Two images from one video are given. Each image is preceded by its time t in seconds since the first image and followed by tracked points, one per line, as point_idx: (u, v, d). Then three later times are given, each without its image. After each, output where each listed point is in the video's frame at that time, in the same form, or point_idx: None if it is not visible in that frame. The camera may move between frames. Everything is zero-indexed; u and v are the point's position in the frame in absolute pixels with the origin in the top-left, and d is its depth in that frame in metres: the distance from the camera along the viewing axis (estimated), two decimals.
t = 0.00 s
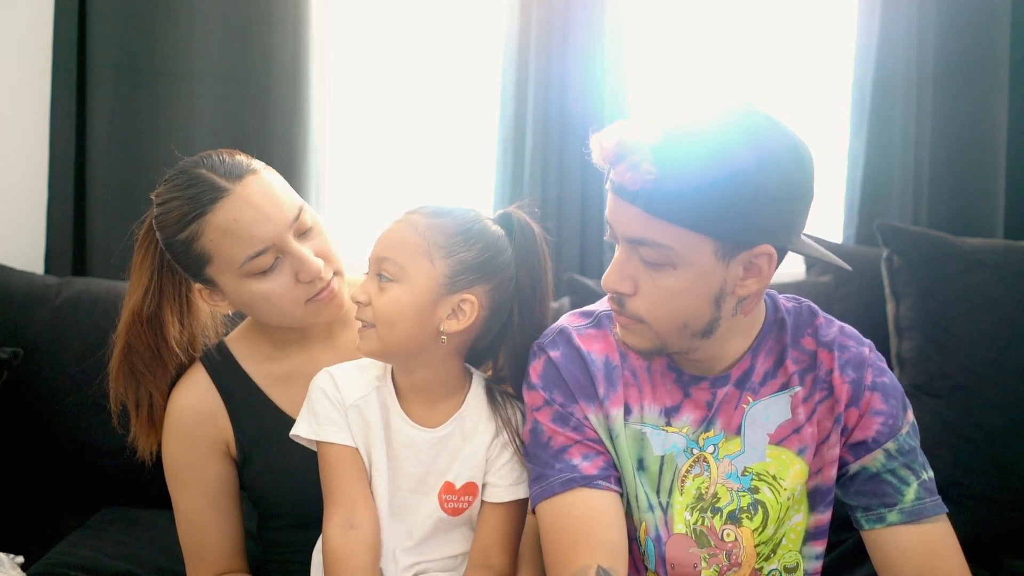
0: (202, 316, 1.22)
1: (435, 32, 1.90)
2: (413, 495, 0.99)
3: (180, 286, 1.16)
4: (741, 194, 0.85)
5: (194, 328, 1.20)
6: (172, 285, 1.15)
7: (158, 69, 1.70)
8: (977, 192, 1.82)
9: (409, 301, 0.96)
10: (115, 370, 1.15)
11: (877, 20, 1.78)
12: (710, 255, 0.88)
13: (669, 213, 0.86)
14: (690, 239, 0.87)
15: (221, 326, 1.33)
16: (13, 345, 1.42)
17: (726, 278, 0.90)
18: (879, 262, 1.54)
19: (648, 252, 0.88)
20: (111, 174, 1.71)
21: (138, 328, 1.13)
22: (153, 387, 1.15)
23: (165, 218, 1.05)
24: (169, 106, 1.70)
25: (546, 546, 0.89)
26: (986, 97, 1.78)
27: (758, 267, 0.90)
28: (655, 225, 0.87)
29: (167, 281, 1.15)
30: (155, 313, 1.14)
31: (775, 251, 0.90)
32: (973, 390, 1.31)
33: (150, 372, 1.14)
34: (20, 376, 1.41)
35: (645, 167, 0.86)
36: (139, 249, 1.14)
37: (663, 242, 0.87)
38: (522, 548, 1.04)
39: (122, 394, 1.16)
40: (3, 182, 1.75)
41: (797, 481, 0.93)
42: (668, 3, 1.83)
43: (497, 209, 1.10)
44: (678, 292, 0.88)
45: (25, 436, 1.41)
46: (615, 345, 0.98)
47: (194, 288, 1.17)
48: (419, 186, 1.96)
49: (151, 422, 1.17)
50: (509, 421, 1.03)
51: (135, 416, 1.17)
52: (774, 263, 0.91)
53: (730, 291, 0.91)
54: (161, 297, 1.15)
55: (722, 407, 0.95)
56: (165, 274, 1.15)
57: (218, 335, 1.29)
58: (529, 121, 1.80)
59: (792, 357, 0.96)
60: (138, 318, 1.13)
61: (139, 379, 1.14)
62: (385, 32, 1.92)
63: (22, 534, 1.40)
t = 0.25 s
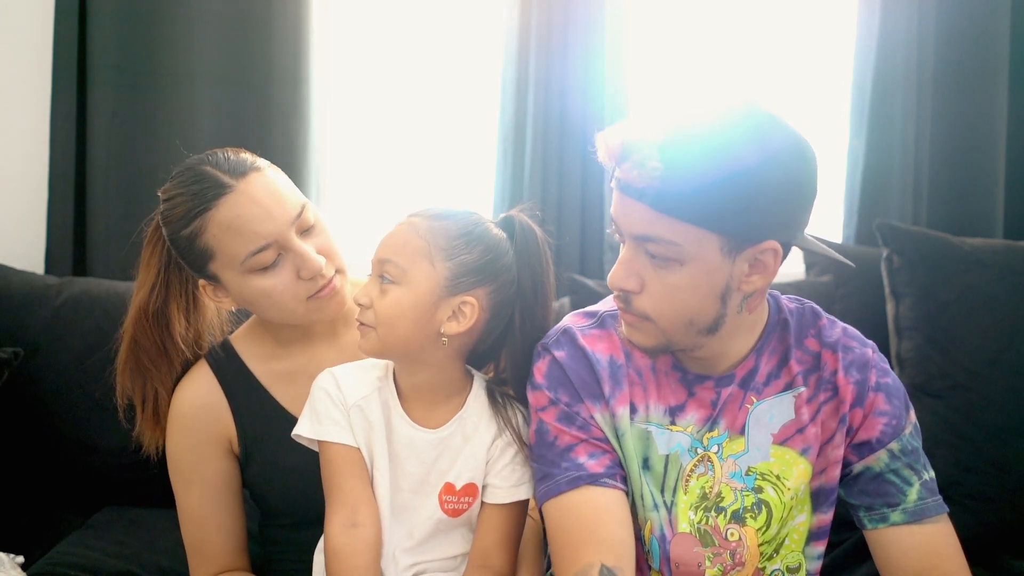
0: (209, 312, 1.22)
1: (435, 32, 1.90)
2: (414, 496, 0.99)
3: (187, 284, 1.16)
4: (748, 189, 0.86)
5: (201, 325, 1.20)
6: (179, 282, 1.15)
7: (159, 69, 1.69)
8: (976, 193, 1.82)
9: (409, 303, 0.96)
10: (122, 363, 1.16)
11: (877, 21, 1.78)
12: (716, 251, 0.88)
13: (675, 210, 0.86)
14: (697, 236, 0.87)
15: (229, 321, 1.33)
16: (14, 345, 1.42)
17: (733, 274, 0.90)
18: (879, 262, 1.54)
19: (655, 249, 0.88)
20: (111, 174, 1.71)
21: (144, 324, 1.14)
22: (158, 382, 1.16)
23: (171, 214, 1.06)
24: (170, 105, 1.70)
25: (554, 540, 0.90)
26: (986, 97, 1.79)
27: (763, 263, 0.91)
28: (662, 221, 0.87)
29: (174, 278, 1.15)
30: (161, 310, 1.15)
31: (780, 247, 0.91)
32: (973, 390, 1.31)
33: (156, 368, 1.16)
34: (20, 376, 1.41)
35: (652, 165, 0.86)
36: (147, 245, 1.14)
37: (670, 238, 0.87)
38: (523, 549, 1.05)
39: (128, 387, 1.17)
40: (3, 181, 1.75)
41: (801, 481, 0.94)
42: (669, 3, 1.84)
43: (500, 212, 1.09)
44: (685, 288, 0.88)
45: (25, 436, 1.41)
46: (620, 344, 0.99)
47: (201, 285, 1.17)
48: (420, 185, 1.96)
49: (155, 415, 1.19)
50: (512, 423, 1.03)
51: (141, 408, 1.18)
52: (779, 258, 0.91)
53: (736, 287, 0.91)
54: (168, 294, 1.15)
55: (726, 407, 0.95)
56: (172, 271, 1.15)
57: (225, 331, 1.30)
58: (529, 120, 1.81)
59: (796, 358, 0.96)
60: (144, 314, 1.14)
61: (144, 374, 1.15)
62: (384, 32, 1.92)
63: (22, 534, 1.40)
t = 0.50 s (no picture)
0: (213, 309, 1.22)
1: (435, 31, 1.90)
2: (416, 497, 0.99)
3: (190, 280, 1.17)
4: (760, 184, 0.87)
5: (205, 322, 1.21)
6: (182, 278, 1.16)
7: (159, 68, 1.69)
8: (975, 193, 1.83)
9: (410, 302, 0.96)
10: (127, 359, 1.17)
11: (877, 21, 1.78)
12: (729, 247, 0.89)
13: (689, 205, 0.87)
14: (710, 230, 0.87)
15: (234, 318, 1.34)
16: (14, 345, 1.42)
17: (743, 271, 0.91)
18: (879, 262, 1.54)
19: (667, 244, 0.88)
20: (111, 173, 1.70)
21: (147, 320, 1.15)
22: (162, 378, 1.17)
23: (173, 208, 1.06)
24: (170, 105, 1.70)
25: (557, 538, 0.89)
26: (985, 98, 1.79)
27: (774, 259, 0.91)
28: (676, 216, 0.87)
29: (177, 275, 1.16)
30: (164, 306, 1.16)
31: (790, 244, 0.91)
32: (973, 390, 1.32)
33: (159, 364, 1.17)
34: (20, 376, 1.40)
35: (667, 159, 0.87)
36: (151, 242, 1.15)
37: (684, 233, 0.87)
38: (523, 550, 1.04)
39: (133, 382, 1.18)
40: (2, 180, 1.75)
41: (805, 480, 0.94)
42: (669, 3, 1.84)
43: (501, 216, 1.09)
44: (697, 282, 0.89)
45: (25, 436, 1.41)
46: (626, 345, 0.99)
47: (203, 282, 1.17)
48: (419, 185, 1.96)
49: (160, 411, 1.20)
50: (515, 424, 1.03)
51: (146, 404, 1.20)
52: (790, 254, 0.92)
53: (746, 284, 0.91)
54: (172, 291, 1.16)
55: (731, 407, 0.95)
56: (176, 268, 1.15)
57: (230, 328, 1.30)
58: (530, 120, 1.81)
59: (800, 358, 0.96)
60: (147, 310, 1.15)
61: (148, 370, 1.16)
62: (385, 31, 1.91)
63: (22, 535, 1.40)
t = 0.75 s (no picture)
0: (213, 309, 1.22)
1: (435, 32, 1.90)
2: (416, 498, 0.99)
3: (190, 280, 1.17)
4: (759, 185, 0.87)
5: (205, 321, 1.21)
6: (182, 278, 1.16)
7: (159, 69, 1.70)
8: (976, 192, 1.82)
9: (410, 304, 0.96)
10: (126, 358, 1.18)
11: (877, 22, 1.78)
12: (727, 249, 0.89)
13: (688, 206, 0.87)
14: (708, 232, 0.88)
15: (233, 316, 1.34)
16: (15, 345, 1.42)
17: (742, 272, 0.91)
18: (879, 262, 1.54)
19: (666, 245, 0.88)
20: (111, 174, 1.71)
21: (147, 319, 1.15)
22: (162, 377, 1.17)
23: (174, 207, 1.06)
24: (170, 106, 1.70)
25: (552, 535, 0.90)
26: (985, 97, 1.79)
27: (773, 261, 0.92)
28: (674, 217, 0.87)
29: (177, 274, 1.16)
30: (164, 305, 1.16)
31: (789, 245, 0.92)
32: (973, 390, 1.32)
33: (160, 363, 1.17)
34: (21, 376, 1.41)
35: (667, 160, 0.87)
36: (151, 242, 1.15)
37: (682, 234, 0.87)
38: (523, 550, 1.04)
39: (133, 382, 1.19)
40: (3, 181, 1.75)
41: (801, 480, 0.94)
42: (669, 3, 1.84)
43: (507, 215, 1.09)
44: (695, 284, 0.89)
45: (26, 436, 1.41)
46: (623, 343, 0.99)
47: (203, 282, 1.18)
48: (420, 185, 1.96)
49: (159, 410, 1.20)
50: (514, 425, 1.03)
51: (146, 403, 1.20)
52: (789, 257, 0.92)
53: (745, 285, 0.92)
54: (172, 291, 1.16)
55: (728, 406, 0.95)
56: (176, 268, 1.16)
57: (230, 328, 1.30)
58: (530, 120, 1.81)
59: (797, 358, 0.96)
60: (147, 310, 1.15)
61: (148, 369, 1.17)
62: (385, 31, 1.92)
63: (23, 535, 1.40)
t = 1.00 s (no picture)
0: (213, 308, 1.23)
1: (435, 31, 1.90)
2: (416, 499, 0.99)
3: (189, 279, 1.17)
4: (757, 185, 0.87)
5: (204, 320, 1.21)
6: (181, 277, 1.16)
7: (158, 68, 1.69)
8: (976, 192, 1.82)
9: (410, 304, 0.96)
10: (125, 357, 1.17)
11: (877, 21, 1.78)
12: (726, 249, 0.89)
13: (685, 206, 0.86)
14: (706, 233, 0.87)
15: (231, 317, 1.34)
16: (14, 345, 1.42)
17: (741, 272, 0.91)
18: (879, 262, 1.54)
19: (664, 245, 0.88)
20: (110, 174, 1.71)
21: (146, 318, 1.15)
22: (161, 377, 1.17)
23: (173, 207, 1.06)
24: (170, 105, 1.70)
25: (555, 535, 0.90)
26: (985, 97, 1.79)
27: (771, 260, 0.91)
28: (672, 218, 0.87)
29: (176, 273, 1.16)
30: (163, 304, 1.16)
31: (788, 244, 0.91)
32: (973, 390, 1.31)
33: (159, 362, 1.17)
34: (21, 376, 1.41)
35: (663, 161, 0.87)
36: (149, 240, 1.15)
37: (680, 235, 0.87)
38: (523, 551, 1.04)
39: (132, 381, 1.18)
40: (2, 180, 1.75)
41: (803, 480, 0.94)
42: (669, 3, 1.84)
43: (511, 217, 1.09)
44: (694, 284, 0.89)
45: (25, 436, 1.41)
46: (623, 343, 0.99)
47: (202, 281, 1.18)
48: (419, 185, 1.96)
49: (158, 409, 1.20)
50: (514, 426, 1.03)
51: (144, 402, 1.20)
52: (787, 256, 0.92)
53: (744, 285, 0.91)
54: (171, 289, 1.16)
55: (729, 407, 0.95)
56: (175, 266, 1.15)
57: (228, 327, 1.30)
58: (529, 119, 1.81)
59: (797, 358, 0.96)
60: (146, 309, 1.15)
61: (147, 368, 1.16)
62: (384, 31, 1.91)
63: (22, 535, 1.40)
